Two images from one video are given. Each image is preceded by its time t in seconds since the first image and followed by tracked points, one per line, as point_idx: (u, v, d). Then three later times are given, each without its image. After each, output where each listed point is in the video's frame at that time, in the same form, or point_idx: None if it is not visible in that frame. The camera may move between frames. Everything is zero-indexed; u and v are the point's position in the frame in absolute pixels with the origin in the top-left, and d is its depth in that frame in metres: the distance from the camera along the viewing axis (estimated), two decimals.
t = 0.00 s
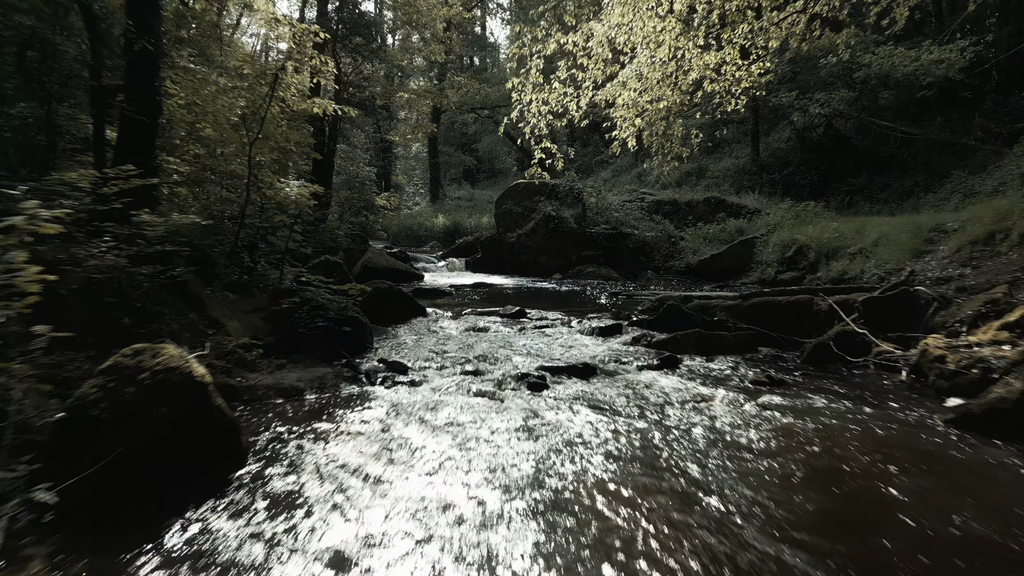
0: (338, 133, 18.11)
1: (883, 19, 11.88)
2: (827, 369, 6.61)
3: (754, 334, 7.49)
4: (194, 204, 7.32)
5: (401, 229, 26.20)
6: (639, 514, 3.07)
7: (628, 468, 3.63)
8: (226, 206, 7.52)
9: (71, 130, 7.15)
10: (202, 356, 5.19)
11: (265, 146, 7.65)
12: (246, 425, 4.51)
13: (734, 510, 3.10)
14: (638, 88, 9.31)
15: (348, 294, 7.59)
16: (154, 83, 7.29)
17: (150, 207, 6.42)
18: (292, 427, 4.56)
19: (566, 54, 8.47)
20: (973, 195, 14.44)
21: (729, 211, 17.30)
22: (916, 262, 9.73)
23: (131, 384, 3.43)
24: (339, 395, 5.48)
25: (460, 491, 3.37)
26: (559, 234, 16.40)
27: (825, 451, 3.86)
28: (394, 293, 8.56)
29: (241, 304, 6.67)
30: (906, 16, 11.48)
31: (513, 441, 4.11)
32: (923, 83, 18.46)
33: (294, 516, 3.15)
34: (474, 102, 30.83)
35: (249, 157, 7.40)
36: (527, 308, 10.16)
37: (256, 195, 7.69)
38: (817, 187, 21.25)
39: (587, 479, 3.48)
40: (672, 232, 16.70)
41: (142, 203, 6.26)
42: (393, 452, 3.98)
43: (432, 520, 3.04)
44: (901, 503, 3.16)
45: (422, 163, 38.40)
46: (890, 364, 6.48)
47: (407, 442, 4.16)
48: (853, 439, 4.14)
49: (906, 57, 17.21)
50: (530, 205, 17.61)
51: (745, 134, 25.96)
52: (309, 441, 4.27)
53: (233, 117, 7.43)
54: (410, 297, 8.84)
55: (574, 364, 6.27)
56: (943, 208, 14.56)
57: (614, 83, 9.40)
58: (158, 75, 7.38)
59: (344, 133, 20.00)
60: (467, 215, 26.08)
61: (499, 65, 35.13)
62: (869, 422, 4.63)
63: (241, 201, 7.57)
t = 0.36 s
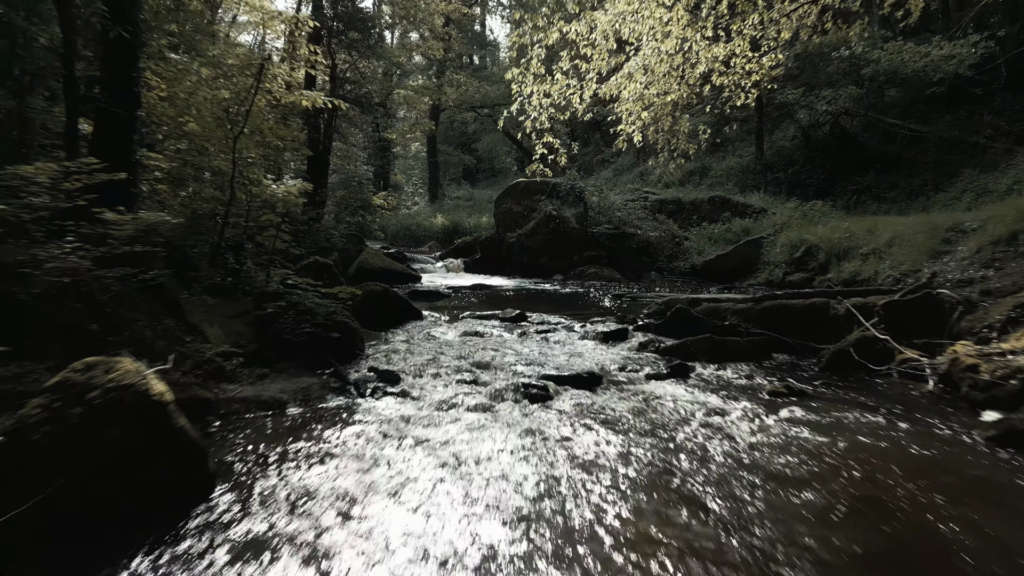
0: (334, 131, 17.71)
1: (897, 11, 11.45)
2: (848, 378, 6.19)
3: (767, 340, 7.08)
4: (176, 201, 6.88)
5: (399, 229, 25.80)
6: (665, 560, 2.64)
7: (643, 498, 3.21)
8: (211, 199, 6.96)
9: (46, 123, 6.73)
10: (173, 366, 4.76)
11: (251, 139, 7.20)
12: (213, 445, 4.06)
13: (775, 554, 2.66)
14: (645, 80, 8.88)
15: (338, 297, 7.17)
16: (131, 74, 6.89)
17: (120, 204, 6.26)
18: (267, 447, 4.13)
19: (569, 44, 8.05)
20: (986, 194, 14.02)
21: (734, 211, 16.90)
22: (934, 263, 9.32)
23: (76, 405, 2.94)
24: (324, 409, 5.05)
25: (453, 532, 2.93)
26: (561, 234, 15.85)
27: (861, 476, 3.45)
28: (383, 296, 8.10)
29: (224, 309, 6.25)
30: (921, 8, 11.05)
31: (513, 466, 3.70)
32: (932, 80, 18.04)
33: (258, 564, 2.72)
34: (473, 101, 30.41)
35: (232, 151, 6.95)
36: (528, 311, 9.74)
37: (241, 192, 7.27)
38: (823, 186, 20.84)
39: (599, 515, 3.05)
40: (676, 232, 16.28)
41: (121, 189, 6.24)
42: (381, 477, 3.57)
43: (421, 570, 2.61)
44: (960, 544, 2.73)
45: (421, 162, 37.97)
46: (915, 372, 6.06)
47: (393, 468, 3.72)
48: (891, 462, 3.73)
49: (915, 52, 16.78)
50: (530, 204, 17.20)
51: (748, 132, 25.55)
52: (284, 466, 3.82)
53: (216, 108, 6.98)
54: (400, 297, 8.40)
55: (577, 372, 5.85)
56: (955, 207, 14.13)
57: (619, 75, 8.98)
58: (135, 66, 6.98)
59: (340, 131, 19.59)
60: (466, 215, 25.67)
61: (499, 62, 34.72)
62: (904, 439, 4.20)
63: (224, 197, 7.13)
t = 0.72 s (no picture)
0: (329, 128, 17.30)
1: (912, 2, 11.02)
2: (871, 388, 5.76)
3: (782, 346, 6.65)
4: (154, 198, 6.46)
5: (397, 229, 25.39)
6: None
7: (662, 537, 2.80)
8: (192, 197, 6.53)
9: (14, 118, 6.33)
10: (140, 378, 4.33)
11: (234, 133, 6.77)
12: (178, 470, 3.64)
13: None
14: (652, 73, 8.45)
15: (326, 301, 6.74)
16: (104, 68, 6.51)
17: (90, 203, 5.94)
18: (234, 474, 3.69)
19: (572, 32, 7.62)
20: (1000, 193, 13.61)
21: (740, 210, 16.50)
22: (954, 265, 8.90)
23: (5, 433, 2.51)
24: (306, 424, 4.64)
25: None
26: (562, 233, 15.47)
27: (909, 509, 3.03)
28: (372, 297, 7.65)
29: (203, 313, 5.83)
30: None
31: (513, 496, 3.29)
32: (942, 76, 17.63)
33: None
34: (473, 99, 30.01)
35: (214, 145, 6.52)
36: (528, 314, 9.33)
37: (223, 190, 6.85)
38: (829, 185, 20.44)
39: (613, 561, 2.62)
40: (680, 232, 15.86)
41: (92, 191, 6.02)
42: (361, 511, 3.14)
43: None
44: None
45: (420, 161, 37.52)
46: (943, 383, 5.63)
47: (374, 499, 3.29)
48: (938, 490, 3.31)
49: (925, 47, 16.36)
50: (530, 204, 16.77)
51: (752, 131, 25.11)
52: (251, 497, 3.39)
53: (197, 99, 6.54)
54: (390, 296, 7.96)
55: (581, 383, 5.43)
56: (968, 207, 13.73)
57: (624, 67, 8.55)
58: (110, 59, 6.59)
59: (336, 129, 19.15)
60: (465, 215, 25.26)
61: (499, 60, 34.31)
62: (946, 461, 3.77)
63: (205, 195, 6.70)
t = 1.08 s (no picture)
0: (324, 125, 16.87)
1: None
2: (898, 400, 5.34)
3: (800, 353, 6.23)
4: (131, 196, 6.05)
5: (394, 229, 24.99)
6: None
7: None
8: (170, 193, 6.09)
9: None
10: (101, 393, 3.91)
11: (216, 125, 6.34)
12: (136, 502, 3.22)
13: None
14: (660, 64, 8.02)
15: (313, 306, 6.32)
16: (76, 57, 6.05)
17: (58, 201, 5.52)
18: (201, 504, 3.28)
19: (575, 20, 7.20)
20: (1015, 192, 13.20)
21: (745, 209, 16.09)
22: (975, 266, 8.50)
23: None
24: (285, 443, 4.22)
25: None
26: (563, 233, 15.05)
27: (972, 554, 2.61)
28: (361, 300, 7.21)
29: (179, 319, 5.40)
30: None
31: (513, 534, 2.89)
32: (953, 72, 17.22)
33: None
34: (472, 97, 29.61)
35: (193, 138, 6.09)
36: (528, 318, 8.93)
37: (205, 187, 6.42)
38: (835, 185, 20.03)
39: None
40: (685, 232, 15.44)
41: (55, 191, 5.64)
42: (343, 555, 2.73)
43: None
44: None
45: (419, 160, 37.06)
46: (977, 394, 5.20)
47: (359, 538, 2.88)
48: (1000, 525, 2.91)
49: (936, 42, 15.93)
50: (530, 203, 16.34)
51: (756, 129, 24.69)
52: (218, 533, 2.97)
53: (175, 90, 6.11)
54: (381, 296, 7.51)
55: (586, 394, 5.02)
56: (982, 206, 13.33)
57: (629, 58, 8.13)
58: (82, 47, 6.13)
59: (332, 126, 18.71)
60: (464, 215, 24.86)
61: (498, 58, 33.91)
62: (1001, 488, 3.36)
63: (185, 192, 6.28)
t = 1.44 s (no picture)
0: (320, 123, 16.43)
1: None
2: (930, 414, 4.91)
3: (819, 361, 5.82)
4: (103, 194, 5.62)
5: (393, 228, 24.57)
6: None
7: None
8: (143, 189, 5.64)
9: None
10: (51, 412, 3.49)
11: (194, 116, 5.92)
12: (80, 542, 2.81)
13: None
14: (668, 53, 7.60)
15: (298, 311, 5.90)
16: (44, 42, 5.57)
17: (23, 197, 5.12)
18: (156, 542, 2.87)
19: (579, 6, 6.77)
20: None
21: (752, 209, 15.69)
22: (998, 268, 8.09)
23: None
24: (259, 464, 3.81)
25: None
26: (564, 233, 14.63)
27: None
28: (348, 304, 6.77)
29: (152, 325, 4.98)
30: None
31: None
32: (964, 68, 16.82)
33: None
34: (471, 96, 29.19)
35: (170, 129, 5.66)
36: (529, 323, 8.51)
37: (183, 183, 5.98)
38: (842, 184, 19.63)
39: None
40: (690, 232, 15.03)
41: (19, 191, 5.28)
42: None
43: None
44: None
45: (417, 159, 36.63)
46: (1015, 407, 4.76)
47: None
48: None
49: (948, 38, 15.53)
50: (530, 203, 15.92)
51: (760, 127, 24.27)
52: None
53: (149, 79, 5.68)
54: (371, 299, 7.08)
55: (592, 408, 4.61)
56: (996, 205, 12.93)
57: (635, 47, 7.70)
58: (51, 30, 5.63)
59: (328, 123, 18.28)
60: (463, 215, 24.45)
61: (498, 56, 33.48)
62: None
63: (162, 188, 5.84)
